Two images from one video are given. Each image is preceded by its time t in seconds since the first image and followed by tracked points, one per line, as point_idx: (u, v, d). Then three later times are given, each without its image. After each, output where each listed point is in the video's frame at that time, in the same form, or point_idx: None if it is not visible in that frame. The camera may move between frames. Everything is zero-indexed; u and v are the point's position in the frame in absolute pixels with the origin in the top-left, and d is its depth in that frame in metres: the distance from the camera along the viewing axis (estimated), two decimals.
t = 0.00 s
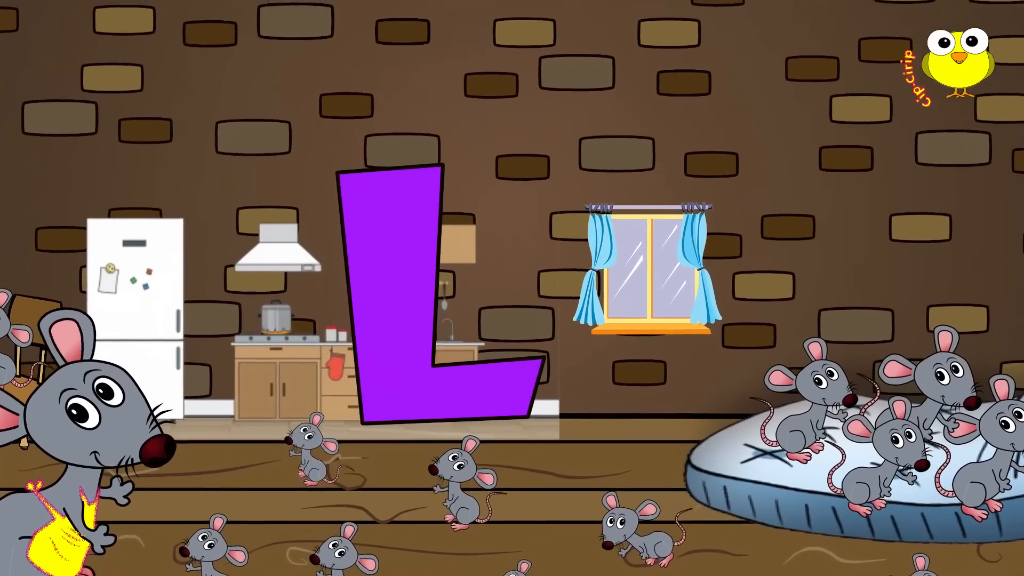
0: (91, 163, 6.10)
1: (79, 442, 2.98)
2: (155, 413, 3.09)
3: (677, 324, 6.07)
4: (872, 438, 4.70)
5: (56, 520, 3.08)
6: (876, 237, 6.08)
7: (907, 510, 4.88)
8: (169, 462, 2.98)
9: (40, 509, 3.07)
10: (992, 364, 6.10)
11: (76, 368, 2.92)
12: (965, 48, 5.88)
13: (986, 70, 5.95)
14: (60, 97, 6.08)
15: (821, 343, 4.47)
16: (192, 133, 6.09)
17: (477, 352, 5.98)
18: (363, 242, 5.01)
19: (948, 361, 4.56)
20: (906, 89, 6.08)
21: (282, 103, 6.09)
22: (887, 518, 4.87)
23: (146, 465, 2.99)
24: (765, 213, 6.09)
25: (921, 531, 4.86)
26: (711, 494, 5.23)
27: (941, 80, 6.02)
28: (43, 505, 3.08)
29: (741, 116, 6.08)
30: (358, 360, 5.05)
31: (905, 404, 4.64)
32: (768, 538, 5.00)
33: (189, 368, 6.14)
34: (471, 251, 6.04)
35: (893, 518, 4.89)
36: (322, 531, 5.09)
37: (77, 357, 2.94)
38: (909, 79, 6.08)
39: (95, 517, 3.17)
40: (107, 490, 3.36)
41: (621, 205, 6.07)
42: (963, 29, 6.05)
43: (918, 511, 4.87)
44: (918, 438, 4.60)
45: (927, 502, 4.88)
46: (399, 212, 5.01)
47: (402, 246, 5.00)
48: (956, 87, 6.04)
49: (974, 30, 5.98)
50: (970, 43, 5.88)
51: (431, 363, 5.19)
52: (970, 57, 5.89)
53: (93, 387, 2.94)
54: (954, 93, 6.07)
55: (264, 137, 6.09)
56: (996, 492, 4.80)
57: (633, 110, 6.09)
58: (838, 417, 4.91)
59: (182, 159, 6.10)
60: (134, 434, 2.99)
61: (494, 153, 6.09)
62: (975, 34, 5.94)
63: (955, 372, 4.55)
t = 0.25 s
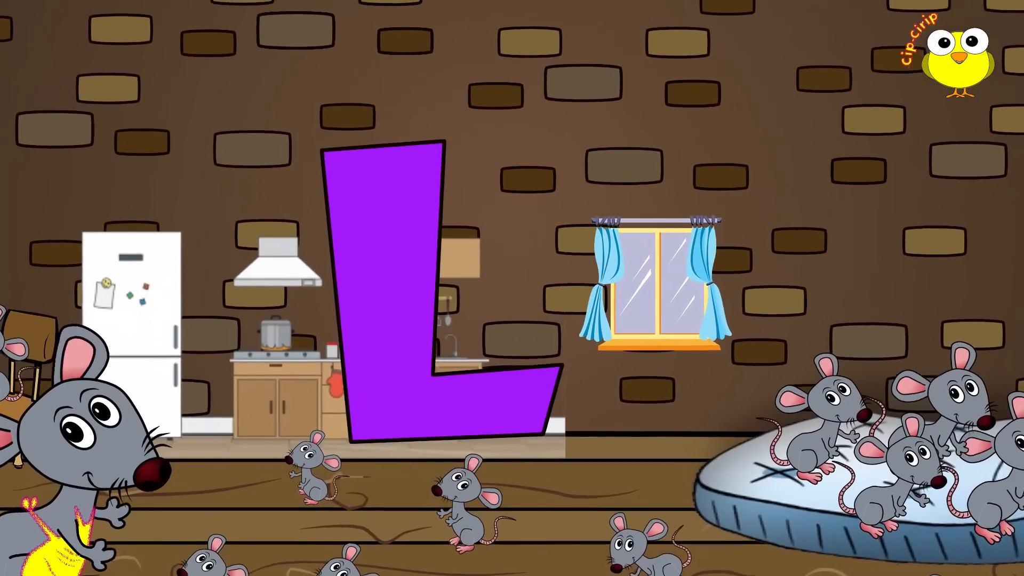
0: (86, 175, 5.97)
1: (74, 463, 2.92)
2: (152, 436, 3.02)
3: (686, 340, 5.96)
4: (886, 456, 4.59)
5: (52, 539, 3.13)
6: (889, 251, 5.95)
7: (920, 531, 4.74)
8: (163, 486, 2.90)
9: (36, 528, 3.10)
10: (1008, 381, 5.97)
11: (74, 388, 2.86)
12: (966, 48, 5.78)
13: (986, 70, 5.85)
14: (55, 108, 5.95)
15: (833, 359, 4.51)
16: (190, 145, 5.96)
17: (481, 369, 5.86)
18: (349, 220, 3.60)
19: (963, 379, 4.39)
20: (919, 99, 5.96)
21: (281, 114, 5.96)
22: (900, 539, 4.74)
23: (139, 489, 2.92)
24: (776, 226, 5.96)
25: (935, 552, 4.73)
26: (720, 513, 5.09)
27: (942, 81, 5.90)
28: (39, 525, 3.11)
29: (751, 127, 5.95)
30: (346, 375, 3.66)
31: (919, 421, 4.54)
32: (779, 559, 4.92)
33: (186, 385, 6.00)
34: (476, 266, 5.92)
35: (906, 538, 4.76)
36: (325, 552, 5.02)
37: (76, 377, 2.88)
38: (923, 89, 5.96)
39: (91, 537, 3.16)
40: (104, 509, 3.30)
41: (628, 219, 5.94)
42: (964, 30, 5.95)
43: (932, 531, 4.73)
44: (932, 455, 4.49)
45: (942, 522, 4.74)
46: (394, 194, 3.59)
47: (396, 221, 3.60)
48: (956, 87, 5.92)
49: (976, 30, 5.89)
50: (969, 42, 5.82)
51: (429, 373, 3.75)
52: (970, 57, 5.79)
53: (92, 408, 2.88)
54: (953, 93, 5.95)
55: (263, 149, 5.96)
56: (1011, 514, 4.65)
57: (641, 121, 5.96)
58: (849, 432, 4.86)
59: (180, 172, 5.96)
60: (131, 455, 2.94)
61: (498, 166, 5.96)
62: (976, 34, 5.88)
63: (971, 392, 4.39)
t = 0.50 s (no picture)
0: (69, 176, 5.90)
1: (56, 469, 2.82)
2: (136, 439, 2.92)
3: (675, 342, 5.87)
4: (878, 461, 4.56)
5: (33, 544, 3.07)
6: (882, 253, 5.87)
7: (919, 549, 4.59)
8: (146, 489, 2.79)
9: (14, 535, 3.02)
10: (1002, 385, 5.89)
11: (54, 391, 2.76)
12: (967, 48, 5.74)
13: (986, 70, 5.81)
14: (37, 108, 5.87)
15: (823, 361, 4.58)
16: (174, 145, 5.88)
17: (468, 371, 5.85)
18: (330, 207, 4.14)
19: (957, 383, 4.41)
20: (913, 99, 5.87)
21: (266, 114, 5.88)
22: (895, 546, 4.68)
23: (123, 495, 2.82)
24: (767, 228, 5.88)
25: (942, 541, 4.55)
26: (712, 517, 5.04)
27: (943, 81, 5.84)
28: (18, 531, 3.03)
29: (742, 127, 5.87)
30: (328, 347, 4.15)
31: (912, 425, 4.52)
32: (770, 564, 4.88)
33: (169, 389, 5.92)
34: (462, 268, 5.88)
35: (899, 544, 4.71)
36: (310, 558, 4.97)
37: (58, 379, 2.78)
38: (916, 89, 5.87)
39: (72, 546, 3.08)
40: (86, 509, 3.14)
41: (617, 221, 5.86)
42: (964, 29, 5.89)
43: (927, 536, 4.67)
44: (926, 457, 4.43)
45: (935, 527, 4.68)
46: (378, 197, 4.13)
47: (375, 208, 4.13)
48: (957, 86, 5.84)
49: (976, 30, 5.83)
50: (970, 43, 5.78)
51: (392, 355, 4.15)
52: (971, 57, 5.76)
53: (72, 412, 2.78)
54: (953, 93, 5.87)
55: (248, 149, 5.87)
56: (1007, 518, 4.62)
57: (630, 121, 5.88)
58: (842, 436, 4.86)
59: (163, 172, 5.89)
60: (113, 459, 2.84)
61: (486, 166, 5.88)
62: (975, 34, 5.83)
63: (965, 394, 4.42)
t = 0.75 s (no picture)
0: (23, 153, 5.92)
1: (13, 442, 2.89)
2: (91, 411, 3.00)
3: (628, 318, 5.89)
4: (828, 438, 4.63)
5: None
6: (832, 230, 5.90)
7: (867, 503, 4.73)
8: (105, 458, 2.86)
9: None
10: (951, 360, 5.93)
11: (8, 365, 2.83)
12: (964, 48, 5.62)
13: (985, 70, 5.70)
14: None
15: (777, 338, 4.68)
16: (127, 122, 5.90)
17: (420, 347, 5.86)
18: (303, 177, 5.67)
19: (908, 356, 4.56)
20: (863, 76, 5.90)
21: (219, 90, 5.90)
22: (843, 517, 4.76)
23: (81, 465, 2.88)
24: (718, 204, 5.90)
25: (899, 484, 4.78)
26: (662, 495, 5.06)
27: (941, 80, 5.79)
28: None
29: (693, 104, 5.90)
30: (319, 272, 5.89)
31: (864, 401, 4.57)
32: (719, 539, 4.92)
33: (123, 364, 5.94)
34: (416, 244, 5.89)
35: (850, 519, 4.78)
36: (264, 532, 4.99)
37: (9, 353, 2.86)
38: (867, 66, 5.90)
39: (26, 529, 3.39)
40: (39, 481, 3.35)
41: (569, 197, 5.88)
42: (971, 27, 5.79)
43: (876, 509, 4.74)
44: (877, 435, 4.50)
45: (886, 502, 4.75)
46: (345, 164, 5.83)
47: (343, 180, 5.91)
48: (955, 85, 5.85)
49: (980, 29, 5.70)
50: (970, 42, 5.58)
51: (374, 291, 5.88)
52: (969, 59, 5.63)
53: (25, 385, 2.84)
54: (954, 93, 5.89)
55: (200, 125, 5.89)
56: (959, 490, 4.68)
57: (582, 98, 5.90)
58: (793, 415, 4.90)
59: (117, 149, 5.91)
60: (69, 430, 2.92)
61: (438, 143, 5.90)
62: (976, 32, 5.64)
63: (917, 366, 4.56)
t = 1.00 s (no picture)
0: None
1: None
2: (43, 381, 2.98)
3: (579, 295, 5.92)
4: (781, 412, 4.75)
5: None
6: (783, 206, 5.92)
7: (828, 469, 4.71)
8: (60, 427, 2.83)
9: None
10: (901, 336, 5.95)
11: None
12: (965, 48, 5.72)
13: (986, 70, 5.76)
14: None
15: (728, 313, 4.68)
16: (81, 98, 5.92)
17: (374, 323, 5.86)
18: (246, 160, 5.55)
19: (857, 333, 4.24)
20: (814, 53, 5.92)
21: (172, 67, 5.92)
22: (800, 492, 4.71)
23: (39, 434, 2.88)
24: (669, 180, 5.92)
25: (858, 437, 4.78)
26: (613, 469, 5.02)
27: (942, 81, 5.85)
28: None
29: (645, 81, 5.92)
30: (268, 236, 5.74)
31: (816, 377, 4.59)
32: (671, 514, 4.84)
33: (77, 340, 5.96)
34: (367, 220, 5.90)
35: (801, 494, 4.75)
36: (218, 507, 4.90)
37: None
38: (818, 43, 5.92)
39: None
40: None
41: (521, 173, 5.90)
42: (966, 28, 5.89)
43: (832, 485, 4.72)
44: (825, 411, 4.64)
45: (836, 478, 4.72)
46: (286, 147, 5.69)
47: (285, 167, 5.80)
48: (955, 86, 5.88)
49: (976, 30, 5.84)
50: (970, 43, 5.70)
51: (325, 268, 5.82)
52: (971, 58, 5.71)
53: None
54: (954, 93, 5.91)
55: (154, 102, 5.91)
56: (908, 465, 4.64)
57: (534, 75, 5.92)
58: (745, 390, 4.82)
59: (71, 125, 5.92)
60: (23, 400, 2.93)
61: (390, 119, 5.92)
62: (977, 34, 5.77)
63: (867, 345, 4.24)
